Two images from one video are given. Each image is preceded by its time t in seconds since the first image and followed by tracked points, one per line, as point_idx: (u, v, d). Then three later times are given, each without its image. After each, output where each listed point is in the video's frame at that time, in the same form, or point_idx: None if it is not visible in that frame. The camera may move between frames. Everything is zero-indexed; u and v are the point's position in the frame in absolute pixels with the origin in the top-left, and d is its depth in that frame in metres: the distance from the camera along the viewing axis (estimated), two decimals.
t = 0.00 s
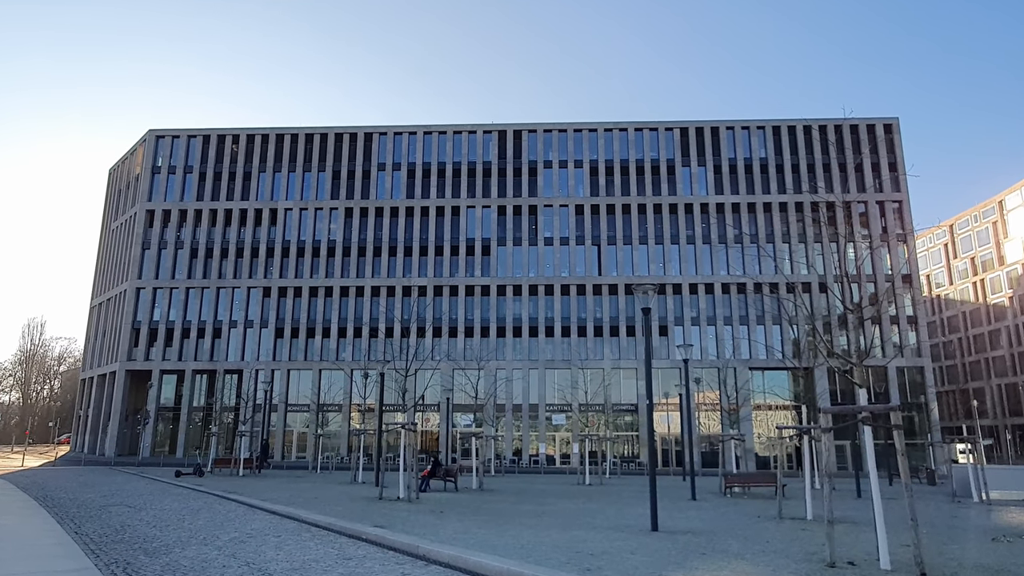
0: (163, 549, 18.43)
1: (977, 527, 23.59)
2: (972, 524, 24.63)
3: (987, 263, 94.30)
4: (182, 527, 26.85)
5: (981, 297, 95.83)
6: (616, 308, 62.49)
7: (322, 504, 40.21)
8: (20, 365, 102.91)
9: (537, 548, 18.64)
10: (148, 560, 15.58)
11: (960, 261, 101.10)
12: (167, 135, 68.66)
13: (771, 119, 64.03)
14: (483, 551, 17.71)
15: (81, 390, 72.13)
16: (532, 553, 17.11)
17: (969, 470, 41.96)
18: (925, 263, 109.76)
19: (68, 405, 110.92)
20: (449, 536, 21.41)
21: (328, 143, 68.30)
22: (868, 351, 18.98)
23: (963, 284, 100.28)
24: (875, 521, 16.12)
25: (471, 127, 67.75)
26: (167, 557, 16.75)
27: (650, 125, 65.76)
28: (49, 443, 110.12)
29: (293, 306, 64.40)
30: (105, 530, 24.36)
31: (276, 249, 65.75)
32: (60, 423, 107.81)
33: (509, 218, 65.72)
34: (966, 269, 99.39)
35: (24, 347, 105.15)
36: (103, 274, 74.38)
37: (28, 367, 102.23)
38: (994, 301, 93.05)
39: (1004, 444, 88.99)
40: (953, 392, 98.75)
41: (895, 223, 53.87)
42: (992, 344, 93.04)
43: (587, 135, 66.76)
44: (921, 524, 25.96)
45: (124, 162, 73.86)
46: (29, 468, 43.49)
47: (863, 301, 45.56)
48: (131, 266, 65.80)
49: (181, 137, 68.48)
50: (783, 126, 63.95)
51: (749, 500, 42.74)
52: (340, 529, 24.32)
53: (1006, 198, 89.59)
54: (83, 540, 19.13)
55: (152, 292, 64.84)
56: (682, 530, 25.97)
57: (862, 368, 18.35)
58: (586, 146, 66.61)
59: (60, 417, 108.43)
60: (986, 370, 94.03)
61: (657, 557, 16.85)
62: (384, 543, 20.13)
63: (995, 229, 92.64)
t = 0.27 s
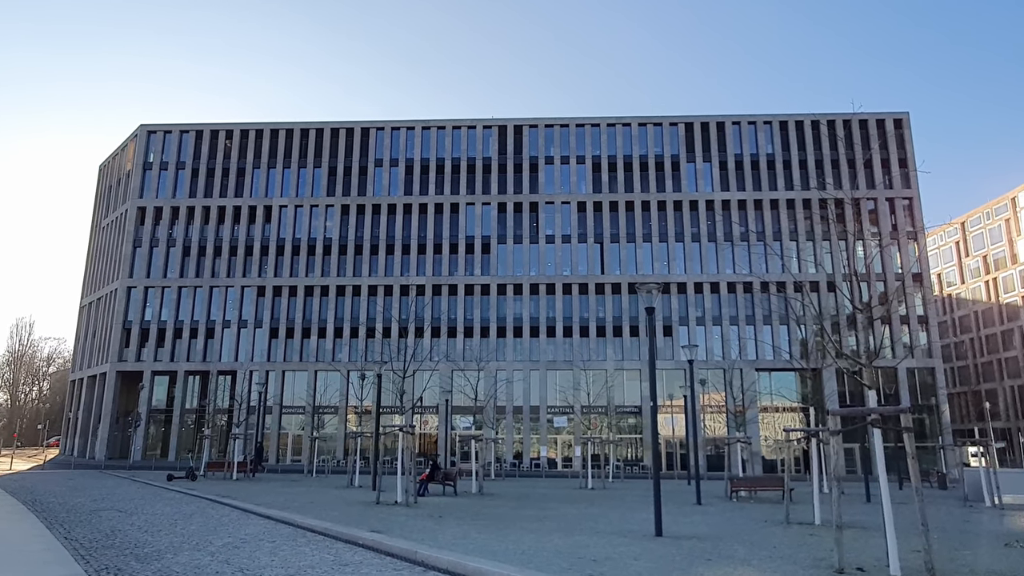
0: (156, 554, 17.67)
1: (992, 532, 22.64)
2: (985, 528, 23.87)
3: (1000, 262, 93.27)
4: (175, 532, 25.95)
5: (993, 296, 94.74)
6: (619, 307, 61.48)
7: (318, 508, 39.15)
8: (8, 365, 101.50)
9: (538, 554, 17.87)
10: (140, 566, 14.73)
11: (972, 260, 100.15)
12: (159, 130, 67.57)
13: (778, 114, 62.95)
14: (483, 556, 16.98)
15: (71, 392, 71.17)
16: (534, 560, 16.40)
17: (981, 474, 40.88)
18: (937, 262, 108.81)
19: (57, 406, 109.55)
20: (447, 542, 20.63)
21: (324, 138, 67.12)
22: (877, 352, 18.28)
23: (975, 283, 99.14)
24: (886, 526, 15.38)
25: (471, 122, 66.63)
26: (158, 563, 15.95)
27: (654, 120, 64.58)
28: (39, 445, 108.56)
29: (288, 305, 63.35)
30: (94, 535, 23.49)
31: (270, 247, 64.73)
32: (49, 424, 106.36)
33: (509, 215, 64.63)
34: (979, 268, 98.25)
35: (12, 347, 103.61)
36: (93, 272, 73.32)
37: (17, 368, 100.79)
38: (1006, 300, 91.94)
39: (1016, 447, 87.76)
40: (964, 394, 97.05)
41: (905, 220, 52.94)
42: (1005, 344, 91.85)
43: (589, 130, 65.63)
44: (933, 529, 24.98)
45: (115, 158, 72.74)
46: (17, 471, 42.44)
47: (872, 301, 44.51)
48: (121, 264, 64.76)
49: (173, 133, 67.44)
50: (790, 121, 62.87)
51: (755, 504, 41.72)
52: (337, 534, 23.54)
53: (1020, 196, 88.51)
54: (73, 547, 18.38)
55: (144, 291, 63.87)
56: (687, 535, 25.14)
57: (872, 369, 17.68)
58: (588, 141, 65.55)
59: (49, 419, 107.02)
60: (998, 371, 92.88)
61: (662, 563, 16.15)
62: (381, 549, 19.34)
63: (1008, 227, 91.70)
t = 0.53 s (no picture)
0: (149, 560, 16.91)
1: (1002, 537, 21.94)
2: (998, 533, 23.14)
3: (1012, 260, 92.30)
4: (167, 536, 25.12)
5: (1005, 295, 93.69)
6: (622, 306, 60.54)
7: (314, 513, 38.17)
8: None
9: (538, 560, 17.16)
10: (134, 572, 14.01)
11: (983, 259, 99.32)
12: (150, 125, 66.44)
13: (785, 109, 61.92)
14: (483, 562, 16.30)
15: (60, 393, 70.15)
16: (535, 566, 15.76)
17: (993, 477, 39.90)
18: (948, 260, 108.01)
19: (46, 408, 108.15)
20: (447, 548, 19.91)
21: (321, 134, 66.04)
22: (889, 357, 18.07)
23: (987, 282, 98.05)
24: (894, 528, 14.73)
25: (470, 117, 65.56)
26: (150, 570, 15.19)
27: (658, 115, 63.61)
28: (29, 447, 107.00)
29: (282, 305, 62.43)
30: (84, 540, 22.69)
31: (265, 245, 63.70)
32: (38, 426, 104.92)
33: (509, 212, 63.55)
34: (990, 267, 97.23)
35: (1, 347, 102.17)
36: (83, 271, 72.24)
37: (8, 370, 99.38)
38: (1019, 299, 90.88)
39: None
40: (976, 396, 95.56)
41: (915, 218, 52.13)
42: (1017, 344, 90.73)
43: (591, 125, 64.55)
44: (942, 533, 24.25)
45: (105, 154, 71.64)
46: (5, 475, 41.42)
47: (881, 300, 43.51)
48: (112, 263, 63.73)
49: (164, 128, 66.23)
50: (797, 116, 61.87)
51: (761, 508, 40.72)
52: (333, 540, 22.76)
53: None
54: (64, 552, 17.65)
55: (135, 290, 62.90)
56: (690, 539, 24.36)
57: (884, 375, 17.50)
58: (591, 136, 64.41)
59: (38, 420, 105.58)
60: (1010, 372, 91.77)
61: (667, 569, 15.49)
62: (379, 554, 18.60)
63: (1021, 225, 90.80)
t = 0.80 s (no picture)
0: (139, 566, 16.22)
1: (1015, 542, 21.24)
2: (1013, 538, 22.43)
3: None
4: (159, 541, 24.30)
5: (1018, 295, 92.67)
6: (625, 306, 59.68)
7: (309, 517, 37.23)
8: None
9: (540, 567, 16.43)
10: None
11: (995, 257, 98.55)
12: (142, 120, 65.40)
13: (792, 104, 60.96)
14: (484, 568, 15.60)
15: (50, 395, 69.24)
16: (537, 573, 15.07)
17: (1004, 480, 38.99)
18: (959, 259, 107.16)
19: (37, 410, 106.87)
20: (446, 553, 19.20)
21: (317, 129, 65.00)
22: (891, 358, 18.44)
23: (1000, 281, 97.04)
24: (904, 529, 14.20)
25: (470, 113, 64.55)
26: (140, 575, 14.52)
27: (662, 110, 62.58)
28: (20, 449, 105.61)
29: (277, 304, 61.50)
30: (74, 546, 21.82)
31: (259, 243, 62.78)
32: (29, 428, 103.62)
33: (510, 209, 62.59)
34: (1002, 265, 96.33)
35: None
36: (74, 269, 71.25)
37: None
38: None
39: None
40: (988, 397, 94.49)
41: (926, 215, 51.75)
42: None
43: (593, 120, 63.44)
44: (953, 539, 23.49)
45: (96, 149, 70.64)
46: None
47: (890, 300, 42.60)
48: (103, 261, 62.79)
49: (157, 123, 65.17)
50: (804, 111, 60.90)
51: (768, 513, 39.78)
52: (328, 545, 21.97)
53: None
54: (52, 558, 16.98)
55: (126, 289, 62.03)
56: (695, 544, 23.63)
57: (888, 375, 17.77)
58: (593, 131, 63.31)
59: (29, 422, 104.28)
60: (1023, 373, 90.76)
61: None
62: (377, 560, 17.89)
63: None
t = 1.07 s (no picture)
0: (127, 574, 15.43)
1: None
2: None
3: None
4: (151, 546, 23.40)
5: None
6: (628, 305, 58.80)
7: (305, 522, 36.32)
8: None
9: None
10: None
11: (1006, 256, 97.40)
12: (133, 116, 64.41)
13: (799, 99, 59.99)
14: None
15: (40, 396, 68.44)
16: None
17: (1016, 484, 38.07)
18: (970, 257, 106.25)
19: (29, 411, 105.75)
20: (447, 560, 18.44)
21: (312, 125, 63.97)
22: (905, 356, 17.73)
23: (1011, 280, 95.90)
24: (918, 541, 13.96)
25: (469, 108, 63.56)
26: None
27: (666, 105, 61.62)
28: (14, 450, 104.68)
29: (272, 303, 60.66)
30: (66, 551, 21.10)
31: (254, 241, 61.91)
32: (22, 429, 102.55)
33: (510, 207, 61.66)
34: (1014, 264, 95.28)
35: None
36: (64, 268, 70.32)
37: None
38: None
39: None
40: (1000, 398, 93.41)
41: (936, 213, 51.23)
42: None
43: (596, 116, 62.51)
44: (965, 544, 22.70)
45: (87, 145, 69.72)
46: None
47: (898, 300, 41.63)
48: (94, 260, 61.95)
49: (149, 119, 64.22)
50: (812, 106, 59.93)
51: (774, 517, 38.87)
52: (325, 551, 21.18)
53: None
54: (38, 566, 16.19)
55: (118, 289, 61.21)
56: (701, 550, 22.81)
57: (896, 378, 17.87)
58: (596, 127, 62.38)
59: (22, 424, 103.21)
60: None
61: None
62: (376, 567, 17.13)
63: None
